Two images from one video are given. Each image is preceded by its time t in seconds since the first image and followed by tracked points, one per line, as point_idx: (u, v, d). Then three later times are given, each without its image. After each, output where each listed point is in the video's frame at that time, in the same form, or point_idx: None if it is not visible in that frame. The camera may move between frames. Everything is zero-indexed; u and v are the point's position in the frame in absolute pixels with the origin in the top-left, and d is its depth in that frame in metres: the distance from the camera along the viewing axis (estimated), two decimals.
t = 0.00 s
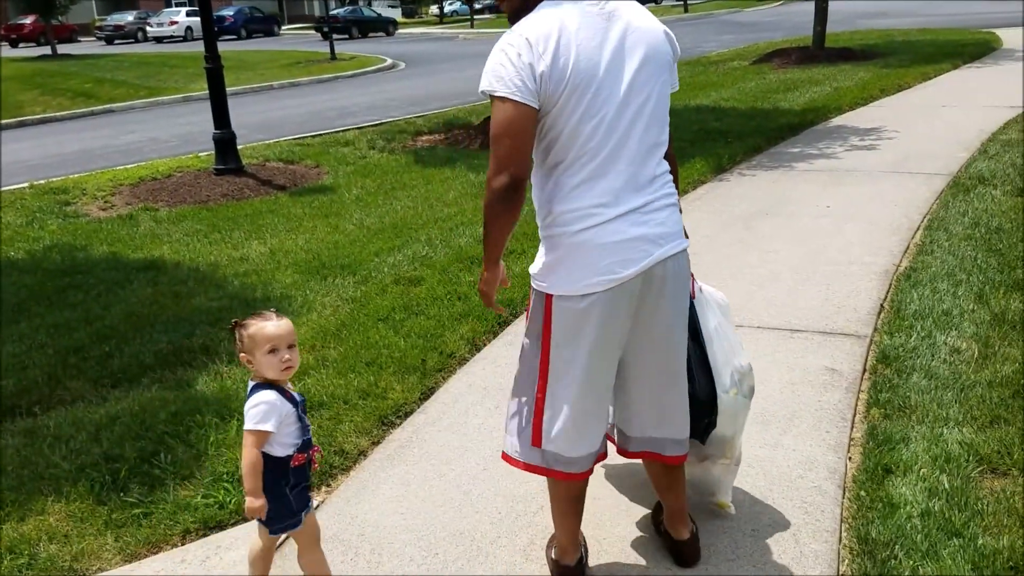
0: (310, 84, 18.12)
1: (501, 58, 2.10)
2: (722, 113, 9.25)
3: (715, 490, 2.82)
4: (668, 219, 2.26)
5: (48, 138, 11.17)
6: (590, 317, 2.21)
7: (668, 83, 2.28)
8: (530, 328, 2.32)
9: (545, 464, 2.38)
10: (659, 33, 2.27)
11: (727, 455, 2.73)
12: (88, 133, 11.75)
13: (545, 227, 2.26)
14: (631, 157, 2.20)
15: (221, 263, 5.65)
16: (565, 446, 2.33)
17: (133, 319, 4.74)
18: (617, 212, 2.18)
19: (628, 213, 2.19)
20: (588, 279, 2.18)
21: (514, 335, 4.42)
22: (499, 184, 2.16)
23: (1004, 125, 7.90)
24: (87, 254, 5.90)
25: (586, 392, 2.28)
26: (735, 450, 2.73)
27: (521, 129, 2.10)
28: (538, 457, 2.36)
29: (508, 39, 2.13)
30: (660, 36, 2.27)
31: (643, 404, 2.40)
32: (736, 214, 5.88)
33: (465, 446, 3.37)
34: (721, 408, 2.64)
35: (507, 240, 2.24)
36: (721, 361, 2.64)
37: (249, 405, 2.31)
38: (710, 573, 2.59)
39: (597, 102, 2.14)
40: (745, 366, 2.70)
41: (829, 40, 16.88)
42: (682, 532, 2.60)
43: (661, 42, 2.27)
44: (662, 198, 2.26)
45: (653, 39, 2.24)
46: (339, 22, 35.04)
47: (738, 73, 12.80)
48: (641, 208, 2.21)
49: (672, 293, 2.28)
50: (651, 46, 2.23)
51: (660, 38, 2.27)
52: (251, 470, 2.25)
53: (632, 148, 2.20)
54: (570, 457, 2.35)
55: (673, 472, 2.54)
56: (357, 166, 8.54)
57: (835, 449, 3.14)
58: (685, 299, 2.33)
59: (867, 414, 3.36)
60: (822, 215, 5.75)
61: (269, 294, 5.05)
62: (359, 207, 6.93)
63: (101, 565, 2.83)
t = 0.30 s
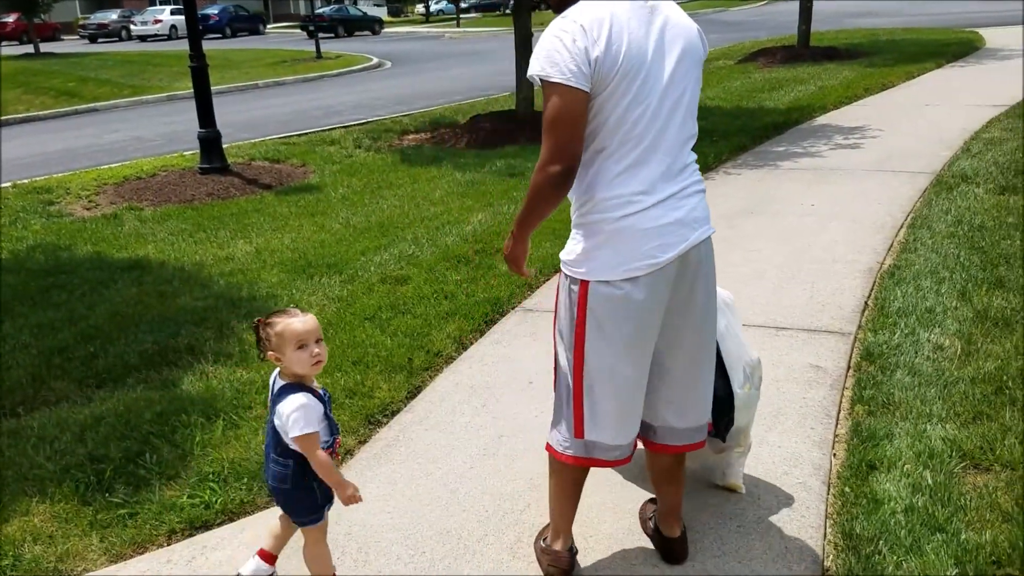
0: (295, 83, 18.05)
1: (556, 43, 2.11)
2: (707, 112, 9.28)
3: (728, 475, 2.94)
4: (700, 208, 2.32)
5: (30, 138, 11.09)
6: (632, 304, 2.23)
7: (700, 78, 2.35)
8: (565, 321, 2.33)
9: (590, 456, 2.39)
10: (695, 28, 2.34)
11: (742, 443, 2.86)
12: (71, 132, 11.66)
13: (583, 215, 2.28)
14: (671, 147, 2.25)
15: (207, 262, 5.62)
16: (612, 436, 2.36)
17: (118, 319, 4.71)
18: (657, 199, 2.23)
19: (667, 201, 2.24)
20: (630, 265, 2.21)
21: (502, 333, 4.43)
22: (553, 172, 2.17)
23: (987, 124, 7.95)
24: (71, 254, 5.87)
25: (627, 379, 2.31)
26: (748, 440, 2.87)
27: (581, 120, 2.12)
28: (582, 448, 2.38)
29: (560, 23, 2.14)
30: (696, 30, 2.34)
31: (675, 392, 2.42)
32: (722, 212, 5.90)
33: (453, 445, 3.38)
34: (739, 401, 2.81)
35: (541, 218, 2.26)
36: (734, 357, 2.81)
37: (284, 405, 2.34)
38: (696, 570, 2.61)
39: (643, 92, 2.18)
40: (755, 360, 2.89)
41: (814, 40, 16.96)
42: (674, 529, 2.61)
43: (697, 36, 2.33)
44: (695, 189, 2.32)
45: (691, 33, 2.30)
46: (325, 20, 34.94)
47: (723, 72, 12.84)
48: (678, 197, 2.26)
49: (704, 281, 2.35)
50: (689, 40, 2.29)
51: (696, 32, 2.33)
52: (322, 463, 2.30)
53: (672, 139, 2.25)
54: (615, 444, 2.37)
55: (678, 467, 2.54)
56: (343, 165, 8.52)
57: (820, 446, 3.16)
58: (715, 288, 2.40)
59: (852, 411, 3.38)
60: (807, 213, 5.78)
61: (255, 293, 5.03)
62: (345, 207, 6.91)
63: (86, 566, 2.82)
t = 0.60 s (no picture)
0: (265, 83, 17.91)
1: (559, 42, 2.15)
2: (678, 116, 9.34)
3: (701, 467, 3.00)
4: (688, 210, 2.38)
5: None
6: (620, 297, 2.30)
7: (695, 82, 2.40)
8: (550, 304, 2.42)
9: (581, 434, 2.51)
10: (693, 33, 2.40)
11: (718, 438, 2.92)
12: (35, 132, 11.48)
13: (576, 209, 2.35)
14: (663, 149, 2.31)
15: (174, 265, 5.57)
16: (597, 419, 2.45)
17: (84, 323, 4.65)
18: (647, 200, 2.29)
19: (657, 202, 2.31)
20: (620, 261, 2.28)
21: (474, 336, 4.43)
22: (558, 167, 2.20)
23: (951, 129, 8.08)
24: (35, 256, 5.78)
25: (613, 367, 2.38)
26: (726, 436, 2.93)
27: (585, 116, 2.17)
28: (572, 425, 2.49)
29: (564, 21, 2.19)
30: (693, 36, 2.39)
31: (659, 383, 2.47)
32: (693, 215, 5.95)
33: (424, 449, 3.37)
34: (718, 396, 2.86)
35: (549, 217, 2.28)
36: (716, 350, 2.83)
37: (298, 396, 2.42)
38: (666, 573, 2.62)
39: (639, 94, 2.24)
40: (734, 359, 2.94)
41: (782, 44, 17.14)
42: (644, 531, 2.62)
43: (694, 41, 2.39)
44: (684, 190, 2.39)
45: (688, 38, 2.36)
46: (295, 20, 34.75)
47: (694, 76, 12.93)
48: (668, 197, 2.33)
49: (691, 279, 2.41)
50: (686, 45, 2.35)
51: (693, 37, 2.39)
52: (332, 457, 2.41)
53: (664, 140, 2.31)
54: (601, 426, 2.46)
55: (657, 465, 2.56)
56: (313, 167, 8.47)
57: (788, 448, 3.19)
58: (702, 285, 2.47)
59: (819, 414, 3.42)
60: (775, 217, 5.84)
61: (224, 296, 4.99)
62: (315, 209, 6.87)
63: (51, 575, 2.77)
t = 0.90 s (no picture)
0: (244, 90, 17.84)
1: (524, 63, 2.23)
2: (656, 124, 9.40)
3: (681, 472, 3.01)
4: (660, 216, 2.43)
5: None
6: (588, 301, 2.37)
7: (666, 92, 2.44)
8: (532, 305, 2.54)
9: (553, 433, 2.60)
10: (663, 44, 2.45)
11: (697, 441, 2.93)
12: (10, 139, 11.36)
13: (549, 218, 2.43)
14: (630, 159, 2.37)
15: (152, 273, 5.53)
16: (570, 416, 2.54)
17: (60, 332, 4.60)
18: (614, 208, 2.36)
19: (625, 210, 2.36)
20: (586, 267, 2.34)
21: (455, 344, 4.43)
22: (529, 183, 2.27)
23: (925, 136, 8.17)
24: (10, 264, 5.72)
25: (583, 368, 2.46)
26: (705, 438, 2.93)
27: (552, 131, 2.23)
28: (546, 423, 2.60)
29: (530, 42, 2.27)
30: (663, 46, 2.44)
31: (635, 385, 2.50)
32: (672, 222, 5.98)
33: (406, 457, 3.36)
34: (697, 397, 2.84)
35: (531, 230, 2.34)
36: (694, 352, 2.83)
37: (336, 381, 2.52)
38: None
39: (604, 108, 2.31)
40: (714, 361, 2.90)
41: (758, 53, 17.30)
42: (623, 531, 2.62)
43: (664, 52, 2.44)
44: (655, 197, 2.44)
45: (657, 49, 2.41)
46: (274, 28, 34.65)
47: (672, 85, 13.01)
48: (636, 205, 2.38)
49: (664, 282, 2.45)
50: (654, 56, 2.40)
51: (663, 48, 2.44)
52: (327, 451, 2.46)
53: (631, 151, 2.37)
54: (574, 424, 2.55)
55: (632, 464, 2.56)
56: (292, 174, 8.45)
57: (766, 454, 3.21)
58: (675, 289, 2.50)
59: (797, 419, 3.44)
60: (753, 224, 5.88)
61: (202, 305, 4.95)
62: (294, 216, 6.85)
63: None
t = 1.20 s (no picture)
0: (227, 100, 17.78)
1: (477, 81, 2.39)
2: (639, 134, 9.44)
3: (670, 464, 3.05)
4: (622, 215, 2.55)
5: None
6: (553, 300, 2.50)
7: (625, 95, 2.57)
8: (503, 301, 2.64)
9: (518, 427, 2.69)
10: (620, 48, 2.56)
11: (685, 427, 2.95)
12: None
13: (516, 223, 2.56)
14: (590, 162, 2.50)
15: (132, 284, 5.50)
16: (537, 409, 2.64)
17: (38, 344, 4.56)
18: (575, 209, 2.48)
19: (586, 210, 2.49)
20: (550, 268, 2.47)
21: (438, 353, 4.43)
22: (480, 193, 2.48)
23: (904, 146, 8.25)
24: None
25: (549, 363, 2.58)
26: (693, 424, 2.96)
27: (499, 143, 2.41)
28: (512, 419, 2.68)
29: (486, 59, 2.42)
30: (620, 51, 2.56)
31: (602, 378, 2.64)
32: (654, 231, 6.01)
33: (389, 468, 3.35)
34: (681, 385, 2.90)
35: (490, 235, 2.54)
36: (682, 344, 2.92)
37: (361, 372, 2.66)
38: None
39: (561, 114, 2.44)
40: (705, 352, 2.97)
41: (739, 64, 17.42)
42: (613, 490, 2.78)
43: (621, 57, 2.56)
44: (619, 198, 2.56)
45: (612, 55, 2.53)
46: (257, 38, 34.61)
47: (655, 96, 13.08)
48: (596, 206, 2.50)
49: (629, 279, 2.57)
50: (609, 62, 2.52)
51: (620, 53, 2.56)
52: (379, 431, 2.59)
53: (591, 155, 2.50)
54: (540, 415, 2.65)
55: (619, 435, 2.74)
56: (275, 184, 8.43)
57: (747, 463, 3.23)
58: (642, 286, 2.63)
59: (777, 428, 3.46)
60: (734, 234, 5.92)
61: (183, 316, 4.93)
62: (277, 226, 6.83)
63: None
